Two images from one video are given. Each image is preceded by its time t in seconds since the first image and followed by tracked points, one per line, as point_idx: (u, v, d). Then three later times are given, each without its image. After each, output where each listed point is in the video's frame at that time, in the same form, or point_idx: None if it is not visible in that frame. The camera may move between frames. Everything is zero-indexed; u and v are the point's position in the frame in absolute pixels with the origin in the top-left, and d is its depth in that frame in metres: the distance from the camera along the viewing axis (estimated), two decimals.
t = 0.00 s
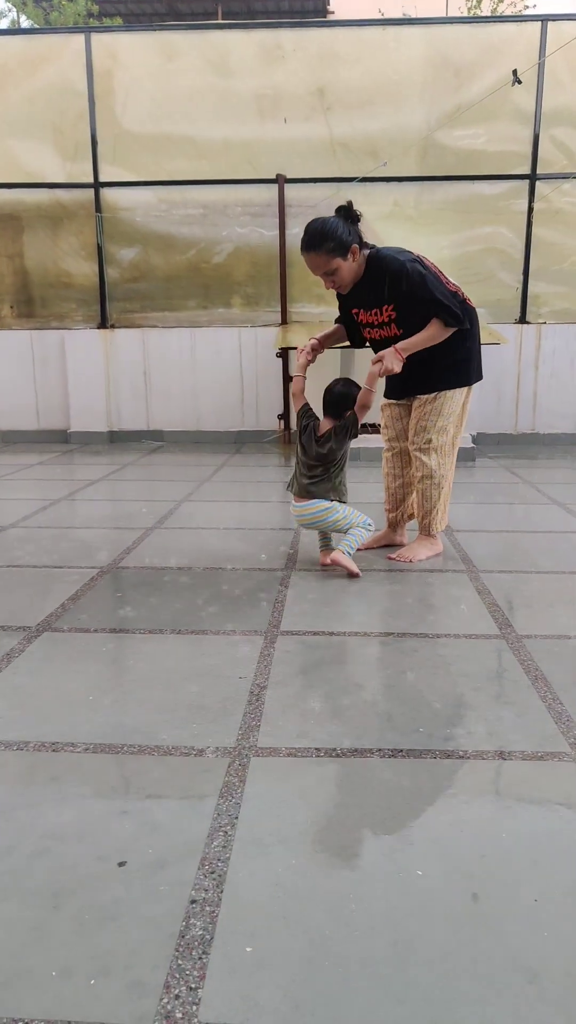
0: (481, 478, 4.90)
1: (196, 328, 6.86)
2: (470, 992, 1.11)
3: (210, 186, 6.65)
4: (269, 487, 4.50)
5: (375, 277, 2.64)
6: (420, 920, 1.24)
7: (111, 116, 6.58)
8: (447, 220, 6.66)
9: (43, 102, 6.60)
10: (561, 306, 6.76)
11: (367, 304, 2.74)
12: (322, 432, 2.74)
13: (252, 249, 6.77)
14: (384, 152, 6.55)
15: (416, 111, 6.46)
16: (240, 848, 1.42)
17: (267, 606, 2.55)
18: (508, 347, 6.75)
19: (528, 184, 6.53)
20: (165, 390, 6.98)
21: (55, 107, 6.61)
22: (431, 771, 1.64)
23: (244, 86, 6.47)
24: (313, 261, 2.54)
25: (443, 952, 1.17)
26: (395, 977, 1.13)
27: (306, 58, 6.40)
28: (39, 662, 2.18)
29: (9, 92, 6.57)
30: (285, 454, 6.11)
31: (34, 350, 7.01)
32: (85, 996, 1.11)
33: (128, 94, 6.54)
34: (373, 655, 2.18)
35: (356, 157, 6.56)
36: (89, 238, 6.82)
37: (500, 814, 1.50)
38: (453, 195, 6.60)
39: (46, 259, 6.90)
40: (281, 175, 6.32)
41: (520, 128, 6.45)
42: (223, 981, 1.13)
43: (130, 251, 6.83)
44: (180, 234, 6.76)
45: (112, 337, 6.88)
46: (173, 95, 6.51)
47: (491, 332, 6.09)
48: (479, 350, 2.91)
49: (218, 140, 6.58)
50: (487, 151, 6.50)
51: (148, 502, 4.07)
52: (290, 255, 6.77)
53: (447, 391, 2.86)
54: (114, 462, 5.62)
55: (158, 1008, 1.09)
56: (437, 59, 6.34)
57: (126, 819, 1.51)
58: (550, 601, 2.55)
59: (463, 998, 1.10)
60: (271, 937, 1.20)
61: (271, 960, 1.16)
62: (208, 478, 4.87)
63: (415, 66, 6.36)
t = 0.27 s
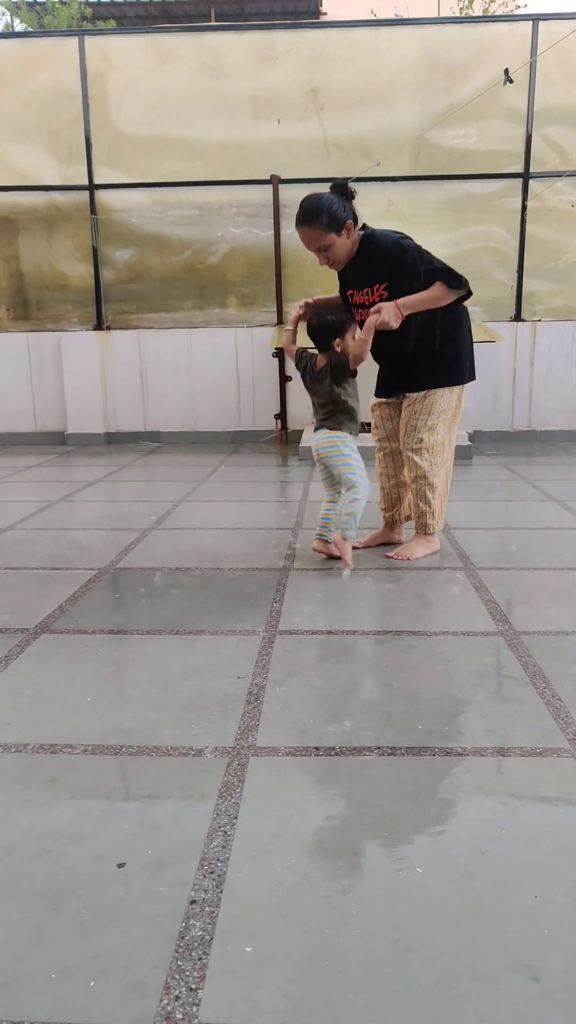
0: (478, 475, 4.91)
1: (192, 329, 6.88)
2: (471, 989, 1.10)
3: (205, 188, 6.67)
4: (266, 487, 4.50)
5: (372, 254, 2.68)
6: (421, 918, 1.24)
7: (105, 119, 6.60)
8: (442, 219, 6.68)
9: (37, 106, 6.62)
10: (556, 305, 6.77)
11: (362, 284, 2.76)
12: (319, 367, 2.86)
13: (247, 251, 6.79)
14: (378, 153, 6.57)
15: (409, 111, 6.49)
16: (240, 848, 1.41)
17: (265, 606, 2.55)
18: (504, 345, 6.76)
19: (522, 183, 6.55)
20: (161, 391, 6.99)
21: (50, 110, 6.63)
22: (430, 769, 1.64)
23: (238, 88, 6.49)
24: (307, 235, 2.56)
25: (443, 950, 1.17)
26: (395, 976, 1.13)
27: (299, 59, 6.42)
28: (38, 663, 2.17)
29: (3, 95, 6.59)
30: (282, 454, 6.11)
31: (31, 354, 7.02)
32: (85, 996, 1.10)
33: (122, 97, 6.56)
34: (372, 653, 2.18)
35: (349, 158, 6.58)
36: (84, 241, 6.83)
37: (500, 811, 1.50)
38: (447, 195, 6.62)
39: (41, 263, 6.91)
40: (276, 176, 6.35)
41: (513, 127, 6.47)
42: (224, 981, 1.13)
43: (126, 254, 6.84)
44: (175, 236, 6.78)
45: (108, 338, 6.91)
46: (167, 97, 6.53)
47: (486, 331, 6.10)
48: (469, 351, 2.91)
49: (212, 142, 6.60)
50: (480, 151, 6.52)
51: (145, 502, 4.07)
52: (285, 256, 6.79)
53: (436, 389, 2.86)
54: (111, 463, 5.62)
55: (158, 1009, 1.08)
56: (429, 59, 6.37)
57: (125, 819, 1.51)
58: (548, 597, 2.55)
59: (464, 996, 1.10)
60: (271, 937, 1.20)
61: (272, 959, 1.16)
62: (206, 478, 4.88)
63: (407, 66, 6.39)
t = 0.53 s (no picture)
0: (478, 474, 4.90)
1: (191, 328, 6.88)
2: (471, 989, 1.10)
3: (205, 187, 6.67)
4: (266, 486, 4.50)
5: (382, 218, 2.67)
6: (421, 917, 1.24)
7: (105, 117, 6.59)
8: (441, 218, 6.67)
9: (36, 104, 6.61)
10: (556, 303, 6.77)
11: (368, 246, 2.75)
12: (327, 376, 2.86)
13: (246, 249, 6.79)
14: (378, 151, 6.56)
15: (409, 109, 6.48)
16: (240, 848, 1.41)
17: (264, 606, 2.55)
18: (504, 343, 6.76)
19: (522, 181, 6.54)
20: (160, 390, 6.99)
21: (49, 109, 6.62)
22: (431, 769, 1.64)
23: (237, 87, 6.49)
24: (319, 188, 2.62)
25: (443, 950, 1.17)
26: (395, 975, 1.13)
27: (299, 57, 6.41)
28: (37, 663, 2.17)
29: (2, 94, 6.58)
30: (282, 453, 6.11)
31: (30, 353, 7.01)
32: (85, 996, 1.10)
33: (121, 95, 6.55)
34: (372, 653, 2.18)
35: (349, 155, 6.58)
36: (84, 240, 6.82)
37: (500, 811, 1.50)
38: (447, 193, 6.61)
39: (40, 261, 6.91)
40: (275, 176, 6.40)
41: (513, 125, 6.46)
42: (224, 981, 1.13)
43: (125, 252, 6.84)
44: (175, 235, 6.77)
45: (108, 337, 6.91)
46: (166, 96, 6.52)
47: (486, 329, 6.09)
48: (458, 353, 2.91)
49: (212, 140, 6.59)
50: (480, 149, 6.51)
51: (145, 502, 4.07)
52: (285, 255, 6.79)
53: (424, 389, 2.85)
54: (111, 463, 5.62)
55: (158, 1008, 1.09)
56: (429, 58, 6.36)
57: (125, 819, 1.51)
58: (547, 597, 2.55)
59: (464, 995, 1.10)
60: (272, 936, 1.20)
61: (272, 959, 1.16)
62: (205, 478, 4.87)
63: (407, 65, 6.38)
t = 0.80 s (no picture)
0: (476, 472, 4.91)
1: (189, 329, 6.89)
2: (471, 988, 1.10)
3: (202, 189, 6.68)
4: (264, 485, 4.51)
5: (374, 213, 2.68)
6: (421, 916, 1.23)
7: (101, 119, 6.61)
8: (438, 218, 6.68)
9: (33, 107, 6.62)
10: (554, 302, 6.78)
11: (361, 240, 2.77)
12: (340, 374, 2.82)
13: (243, 250, 6.80)
14: (374, 151, 6.58)
15: (404, 109, 6.49)
16: (239, 847, 1.41)
17: (263, 606, 2.55)
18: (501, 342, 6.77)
19: (518, 180, 6.56)
20: (158, 390, 7.00)
21: (45, 111, 6.63)
22: (430, 767, 1.64)
23: (233, 88, 6.50)
24: (311, 183, 2.61)
25: (443, 949, 1.17)
26: (395, 975, 1.12)
27: (295, 58, 6.43)
28: (36, 664, 2.17)
29: None
30: (280, 453, 6.11)
31: (28, 355, 7.02)
32: (83, 997, 1.10)
33: (118, 97, 6.57)
34: (371, 651, 2.18)
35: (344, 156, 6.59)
36: (81, 242, 6.84)
37: (499, 809, 1.49)
38: (444, 193, 6.62)
39: (37, 264, 6.92)
40: (272, 175, 6.45)
41: (508, 124, 6.47)
42: (223, 981, 1.12)
43: (123, 254, 6.85)
44: (172, 236, 6.79)
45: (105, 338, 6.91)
46: (162, 98, 6.54)
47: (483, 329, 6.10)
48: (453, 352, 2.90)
49: (208, 142, 6.60)
50: (476, 149, 6.52)
51: (143, 502, 4.07)
52: (282, 255, 6.80)
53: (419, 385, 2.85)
54: (109, 464, 5.63)
55: (157, 1009, 1.08)
56: (424, 57, 6.37)
57: (124, 819, 1.50)
58: (545, 594, 2.55)
59: (464, 994, 1.09)
60: (271, 936, 1.20)
61: (271, 959, 1.15)
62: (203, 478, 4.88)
63: (403, 65, 6.39)
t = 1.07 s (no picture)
0: (474, 471, 4.91)
1: (187, 329, 6.89)
2: (472, 987, 1.10)
3: (199, 189, 6.69)
4: (262, 485, 4.51)
5: (370, 220, 2.67)
6: (421, 914, 1.23)
7: (97, 120, 6.61)
8: (435, 217, 6.69)
9: (29, 108, 6.62)
10: (552, 300, 6.79)
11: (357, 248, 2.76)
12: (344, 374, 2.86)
13: (241, 250, 6.80)
14: (371, 150, 6.58)
15: (400, 108, 6.50)
16: (238, 847, 1.41)
17: (262, 605, 2.55)
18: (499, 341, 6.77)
19: (514, 178, 6.56)
20: (156, 390, 7.01)
21: (42, 112, 6.63)
22: (429, 766, 1.64)
23: (230, 87, 6.50)
24: (304, 192, 2.59)
25: (444, 947, 1.17)
26: (395, 974, 1.12)
27: (291, 58, 6.43)
28: (35, 665, 2.17)
29: None
30: (279, 452, 6.12)
31: (27, 356, 7.03)
32: (84, 997, 1.10)
33: (114, 98, 6.57)
34: (370, 650, 2.18)
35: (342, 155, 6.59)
36: (78, 242, 6.84)
37: (499, 807, 1.49)
38: (441, 192, 6.63)
39: (35, 265, 6.93)
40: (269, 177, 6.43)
41: (505, 122, 6.47)
42: (224, 980, 1.12)
43: (120, 254, 6.85)
44: (170, 236, 6.79)
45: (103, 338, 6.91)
46: (158, 98, 6.54)
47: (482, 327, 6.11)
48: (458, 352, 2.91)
49: (205, 142, 6.61)
50: (472, 147, 6.53)
51: (142, 503, 4.08)
52: (279, 255, 6.80)
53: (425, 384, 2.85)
54: (107, 465, 5.63)
55: (157, 1008, 1.08)
56: (420, 56, 6.37)
57: (124, 819, 1.51)
58: (544, 592, 2.55)
59: (464, 992, 1.09)
60: (271, 935, 1.20)
61: (271, 958, 1.15)
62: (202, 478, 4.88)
63: (399, 64, 6.40)
